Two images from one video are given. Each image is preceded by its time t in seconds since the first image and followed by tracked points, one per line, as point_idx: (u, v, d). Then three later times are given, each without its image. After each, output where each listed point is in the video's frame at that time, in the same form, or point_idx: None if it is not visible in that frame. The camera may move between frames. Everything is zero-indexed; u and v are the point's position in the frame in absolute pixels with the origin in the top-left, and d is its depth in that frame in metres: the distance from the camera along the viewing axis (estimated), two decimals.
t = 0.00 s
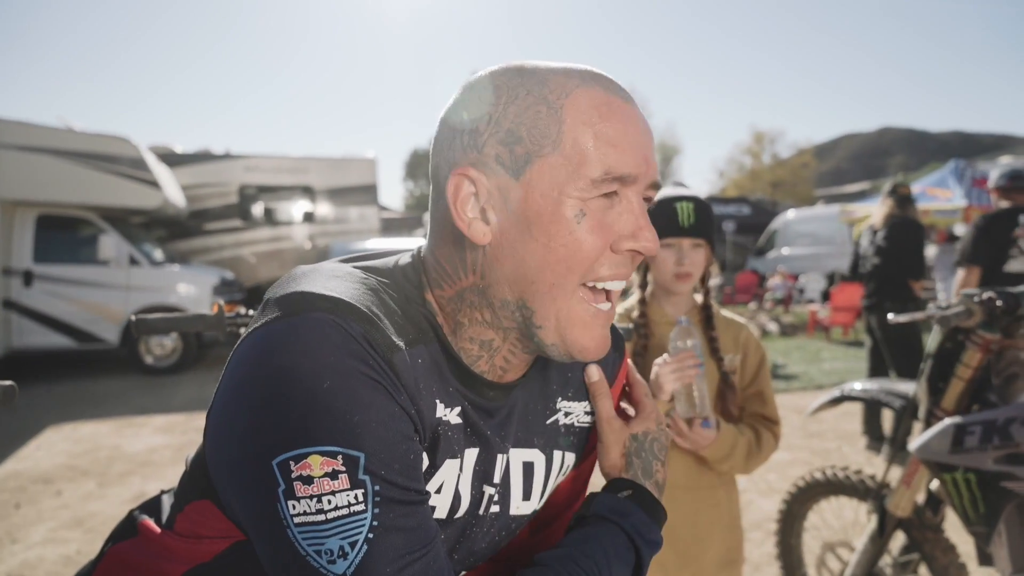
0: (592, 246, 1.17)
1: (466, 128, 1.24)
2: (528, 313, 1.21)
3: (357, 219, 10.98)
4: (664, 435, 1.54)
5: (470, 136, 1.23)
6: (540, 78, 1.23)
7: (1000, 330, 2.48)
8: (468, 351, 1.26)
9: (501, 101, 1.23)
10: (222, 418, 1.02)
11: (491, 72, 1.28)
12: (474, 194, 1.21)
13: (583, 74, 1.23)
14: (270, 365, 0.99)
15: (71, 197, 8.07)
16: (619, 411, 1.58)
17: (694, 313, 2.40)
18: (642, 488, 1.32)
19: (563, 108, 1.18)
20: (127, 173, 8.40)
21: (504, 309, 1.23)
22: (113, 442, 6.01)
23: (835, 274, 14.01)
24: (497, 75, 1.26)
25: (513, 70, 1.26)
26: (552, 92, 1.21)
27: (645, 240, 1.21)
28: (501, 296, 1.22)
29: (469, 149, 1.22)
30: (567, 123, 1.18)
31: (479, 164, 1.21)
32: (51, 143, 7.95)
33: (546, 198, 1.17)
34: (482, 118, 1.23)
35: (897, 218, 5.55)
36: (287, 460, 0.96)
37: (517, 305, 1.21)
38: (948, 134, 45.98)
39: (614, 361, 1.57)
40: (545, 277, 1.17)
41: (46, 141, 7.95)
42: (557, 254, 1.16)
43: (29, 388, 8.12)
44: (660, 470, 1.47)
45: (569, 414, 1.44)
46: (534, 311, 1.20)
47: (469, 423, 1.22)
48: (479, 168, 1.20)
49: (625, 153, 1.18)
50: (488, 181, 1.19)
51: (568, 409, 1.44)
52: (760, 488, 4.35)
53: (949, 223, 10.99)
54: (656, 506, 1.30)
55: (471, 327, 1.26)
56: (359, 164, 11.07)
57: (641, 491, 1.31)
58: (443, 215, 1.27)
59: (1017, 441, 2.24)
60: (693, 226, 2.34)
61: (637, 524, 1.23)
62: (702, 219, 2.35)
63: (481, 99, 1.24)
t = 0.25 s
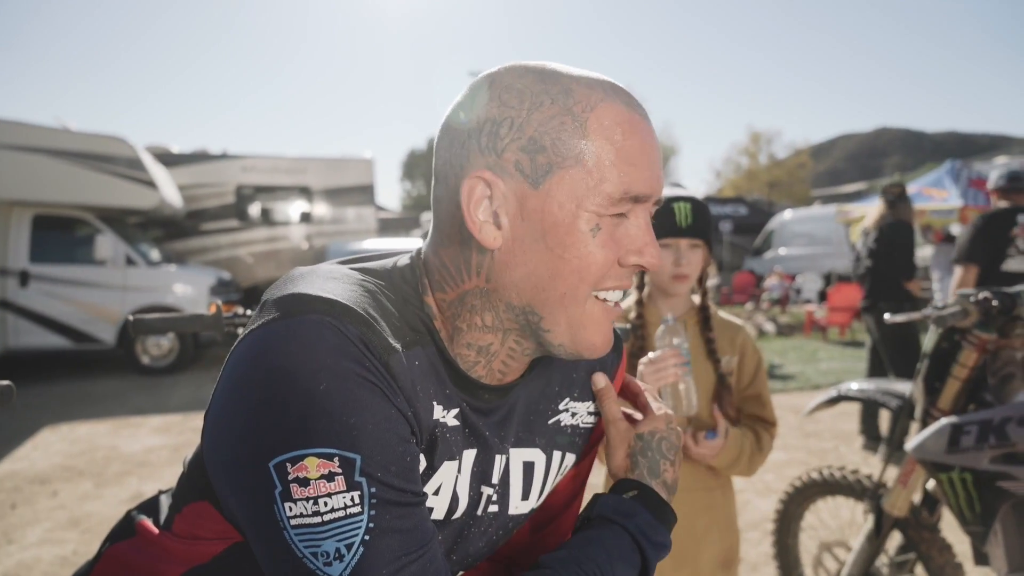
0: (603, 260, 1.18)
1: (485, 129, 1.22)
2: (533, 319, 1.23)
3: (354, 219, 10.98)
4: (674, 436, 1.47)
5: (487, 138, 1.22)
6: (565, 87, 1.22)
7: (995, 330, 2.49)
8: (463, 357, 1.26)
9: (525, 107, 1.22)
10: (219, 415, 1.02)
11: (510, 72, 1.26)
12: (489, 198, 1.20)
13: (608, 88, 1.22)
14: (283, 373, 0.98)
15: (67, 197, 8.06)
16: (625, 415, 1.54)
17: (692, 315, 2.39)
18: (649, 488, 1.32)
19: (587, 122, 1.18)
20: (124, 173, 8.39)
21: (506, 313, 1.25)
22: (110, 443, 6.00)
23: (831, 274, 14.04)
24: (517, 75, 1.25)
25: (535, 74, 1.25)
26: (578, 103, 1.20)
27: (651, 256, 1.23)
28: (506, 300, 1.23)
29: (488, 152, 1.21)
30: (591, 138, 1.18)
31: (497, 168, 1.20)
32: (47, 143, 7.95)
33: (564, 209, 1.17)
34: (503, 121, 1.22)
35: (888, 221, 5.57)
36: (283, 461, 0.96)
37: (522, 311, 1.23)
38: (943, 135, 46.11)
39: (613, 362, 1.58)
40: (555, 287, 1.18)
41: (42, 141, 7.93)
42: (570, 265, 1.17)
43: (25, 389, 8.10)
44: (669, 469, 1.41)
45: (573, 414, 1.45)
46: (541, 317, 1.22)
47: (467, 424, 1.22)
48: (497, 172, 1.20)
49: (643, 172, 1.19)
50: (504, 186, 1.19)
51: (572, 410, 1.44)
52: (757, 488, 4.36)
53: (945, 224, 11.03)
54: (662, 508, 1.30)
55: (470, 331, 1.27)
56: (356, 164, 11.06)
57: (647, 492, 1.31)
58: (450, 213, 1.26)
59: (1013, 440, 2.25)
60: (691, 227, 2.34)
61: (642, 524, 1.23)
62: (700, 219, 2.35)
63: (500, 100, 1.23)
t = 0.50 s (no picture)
0: (613, 262, 1.19)
1: (491, 135, 1.22)
2: (544, 322, 1.23)
3: (353, 220, 10.98)
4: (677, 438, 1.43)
5: (493, 143, 1.22)
6: (570, 90, 1.22)
7: (994, 331, 2.50)
8: (468, 360, 1.26)
9: (532, 112, 1.21)
10: (221, 418, 1.02)
11: (513, 76, 1.26)
12: (498, 203, 1.20)
13: (611, 89, 1.22)
14: (291, 378, 0.98)
15: (66, 199, 8.05)
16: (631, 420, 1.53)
17: (691, 317, 2.39)
18: (644, 491, 1.32)
19: (594, 125, 1.18)
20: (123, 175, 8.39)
21: (514, 317, 1.25)
22: (109, 445, 6.00)
23: (830, 274, 14.06)
24: (521, 79, 1.25)
25: (539, 77, 1.25)
26: (583, 105, 1.20)
27: (658, 255, 1.23)
28: (516, 305, 1.24)
29: (496, 158, 1.21)
30: (599, 140, 1.18)
31: (507, 175, 1.20)
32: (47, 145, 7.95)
33: (575, 214, 1.17)
34: (509, 126, 1.21)
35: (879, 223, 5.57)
36: (285, 463, 0.96)
37: (532, 314, 1.23)
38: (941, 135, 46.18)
39: (611, 363, 1.58)
40: (568, 290, 1.19)
41: (42, 143, 7.94)
42: (583, 270, 1.18)
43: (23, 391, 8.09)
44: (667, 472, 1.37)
45: (568, 414, 1.45)
46: (553, 319, 1.23)
47: (470, 425, 1.23)
48: (507, 178, 1.20)
49: (649, 173, 1.19)
50: (514, 192, 1.19)
51: (567, 410, 1.44)
52: (757, 488, 4.37)
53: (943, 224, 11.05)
54: (663, 508, 1.30)
55: (475, 335, 1.27)
56: (354, 166, 11.07)
57: (646, 493, 1.32)
58: (453, 217, 1.26)
59: (1012, 440, 2.25)
60: (690, 226, 2.35)
61: (641, 523, 1.24)
62: (699, 219, 2.36)
63: (505, 104, 1.23)
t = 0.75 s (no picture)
0: (615, 264, 1.19)
1: (495, 136, 1.22)
2: (549, 324, 1.23)
3: (352, 220, 10.98)
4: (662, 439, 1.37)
5: (496, 144, 1.22)
6: (572, 92, 1.23)
7: (991, 329, 2.49)
8: (470, 359, 1.26)
9: (535, 112, 1.22)
10: (218, 418, 1.02)
11: (514, 79, 1.27)
12: (501, 205, 1.20)
13: (611, 92, 1.23)
14: (299, 379, 0.98)
15: (64, 199, 8.04)
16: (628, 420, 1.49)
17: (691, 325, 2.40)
18: (614, 483, 1.31)
19: (596, 126, 1.19)
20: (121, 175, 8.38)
21: (518, 318, 1.25)
22: (107, 445, 5.99)
23: (828, 274, 14.08)
24: (523, 82, 1.26)
25: (540, 79, 1.26)
26: (586, 107, 1.21)
27: (655, 257, 1.24)
28: (521, 306, 1.23)
29: (500, 160, 1.21)
30: (601, 142, 1.18)
31: (512, 176, 1.20)
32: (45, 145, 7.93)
33: (579, 215, 1.17)
34: (513, 127, 1.22)
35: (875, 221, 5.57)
36: (281, 462, 0.96)
37: (537, 316, 1.23)
38: (939, 134, 46.23)
39: (607, 364, 1.58)
40: (571, 292, 1.19)
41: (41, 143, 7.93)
42: (588, 271, 1.18)
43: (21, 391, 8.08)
44: (640, 470, 1.32)
45: (562, 413, 1.45)
46: (558, 322, 1.22)
47: (466, 425, 1.23)
48: (512, 179, 1.20)
49: (647, 175, 1.20)
50: (520, 193, 1.19)
51: (562, 409, 1.45)
52: (755, 487, 4.37)
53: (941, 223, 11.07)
54: (636, 501, 1.29)
55: (477, 335, 1.27)
56: (353, 165, 11.06)
57: (619, 487, 1.31)
58: (453, 218, 1.26)
59: (1008, 439, 2.26)
60: (684, 232, 2.35)
61: (608, 513, 1.24)
62: (698, 225, 2.36)
63: (508, 104, 1.23)
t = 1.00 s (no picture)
0: (582, 271, 1.18)
1: (495, 122, 1.26)
2: (508, 320, 1.22)
3: (348, 219, 10.97)
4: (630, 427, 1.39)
5: (495, 130, 1.26)
6: (579, 97, 1.25)
7: (984, 329, 2.49)
8: (449, 357, 1.26)
9: (537, 107, 1.25)
10: (209, 408, 1.03)
11: (532, 77, 1.30)
12: (484, 189, 1.22)
13: (619, 107, 1.24)
14: (276, 371, 0.98)
15: (59, 197, 8.01)
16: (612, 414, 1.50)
17: (696, 320, 2.43)
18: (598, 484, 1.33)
19: (593, 132, 1.20)
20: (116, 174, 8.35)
21: (485, 311, 1.25)
22: (102, 444, 5.98)
23: (824, 274, 14.11)
24: (537, 81, 1.29)
25: (556, 82, 1.29)
26: (588, 113, 1.23)
27: (635, 279, 1.21)
28: (486, 297, 1.24)
29: (493, 145, 1.24)
30: (594, 147, 1.19)
31: (498, 162, 1.22)
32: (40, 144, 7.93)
33: (552, 211, 1.18)
34: (514, 116, 1.25)
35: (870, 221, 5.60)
36: (271, 463, 0.96)
37: (499, 310, 1.23)
38: (934, 134, 46.35)
39: (600, 364, 1.58)
40: (531, 290, 1.19)
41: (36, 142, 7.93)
42: (551, 270, 1.17)
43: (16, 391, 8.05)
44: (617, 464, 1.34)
45: (555, 413, 1.46)
46: (515, 318, 1.21)
47: (454, 425, 1.23)
48: (497, 165, 1.22)
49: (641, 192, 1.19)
50: (500, 180, 1.21)
51: (555, 409, 1.45)
52: (751, 486, 4.38)
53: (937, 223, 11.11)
54: (620, 491, 1.30)
55: (453, 330, 1.27)
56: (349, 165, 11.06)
57: (603, 481, 1.33)
58: (453, 203, 1.30)
59: (1002, 438, 2.27)
60: (695, 228, 2.35)
61: (592, 506, 1.25)
62: (707, 221, 2.36)
63: (518, 100, 1.27)
